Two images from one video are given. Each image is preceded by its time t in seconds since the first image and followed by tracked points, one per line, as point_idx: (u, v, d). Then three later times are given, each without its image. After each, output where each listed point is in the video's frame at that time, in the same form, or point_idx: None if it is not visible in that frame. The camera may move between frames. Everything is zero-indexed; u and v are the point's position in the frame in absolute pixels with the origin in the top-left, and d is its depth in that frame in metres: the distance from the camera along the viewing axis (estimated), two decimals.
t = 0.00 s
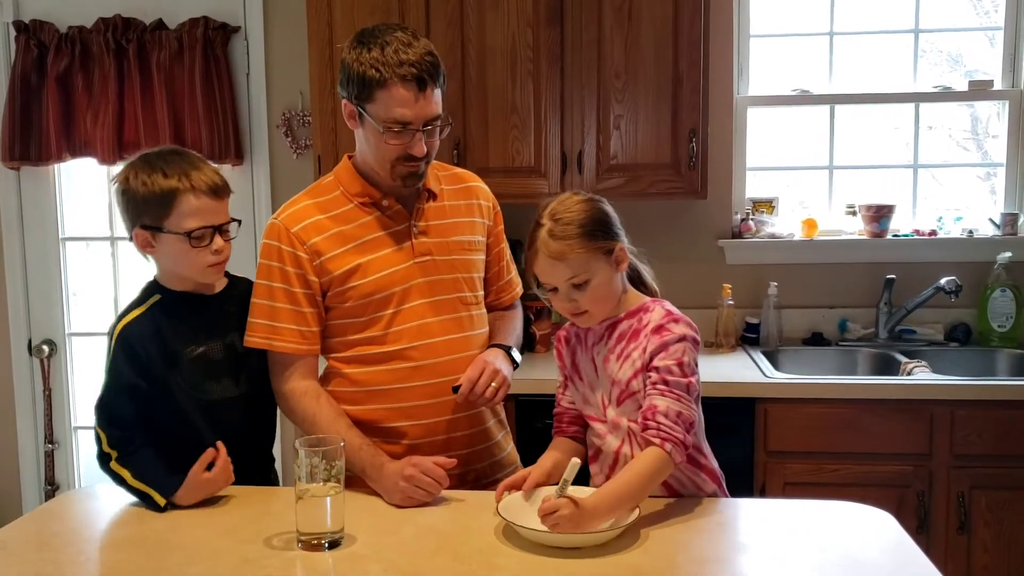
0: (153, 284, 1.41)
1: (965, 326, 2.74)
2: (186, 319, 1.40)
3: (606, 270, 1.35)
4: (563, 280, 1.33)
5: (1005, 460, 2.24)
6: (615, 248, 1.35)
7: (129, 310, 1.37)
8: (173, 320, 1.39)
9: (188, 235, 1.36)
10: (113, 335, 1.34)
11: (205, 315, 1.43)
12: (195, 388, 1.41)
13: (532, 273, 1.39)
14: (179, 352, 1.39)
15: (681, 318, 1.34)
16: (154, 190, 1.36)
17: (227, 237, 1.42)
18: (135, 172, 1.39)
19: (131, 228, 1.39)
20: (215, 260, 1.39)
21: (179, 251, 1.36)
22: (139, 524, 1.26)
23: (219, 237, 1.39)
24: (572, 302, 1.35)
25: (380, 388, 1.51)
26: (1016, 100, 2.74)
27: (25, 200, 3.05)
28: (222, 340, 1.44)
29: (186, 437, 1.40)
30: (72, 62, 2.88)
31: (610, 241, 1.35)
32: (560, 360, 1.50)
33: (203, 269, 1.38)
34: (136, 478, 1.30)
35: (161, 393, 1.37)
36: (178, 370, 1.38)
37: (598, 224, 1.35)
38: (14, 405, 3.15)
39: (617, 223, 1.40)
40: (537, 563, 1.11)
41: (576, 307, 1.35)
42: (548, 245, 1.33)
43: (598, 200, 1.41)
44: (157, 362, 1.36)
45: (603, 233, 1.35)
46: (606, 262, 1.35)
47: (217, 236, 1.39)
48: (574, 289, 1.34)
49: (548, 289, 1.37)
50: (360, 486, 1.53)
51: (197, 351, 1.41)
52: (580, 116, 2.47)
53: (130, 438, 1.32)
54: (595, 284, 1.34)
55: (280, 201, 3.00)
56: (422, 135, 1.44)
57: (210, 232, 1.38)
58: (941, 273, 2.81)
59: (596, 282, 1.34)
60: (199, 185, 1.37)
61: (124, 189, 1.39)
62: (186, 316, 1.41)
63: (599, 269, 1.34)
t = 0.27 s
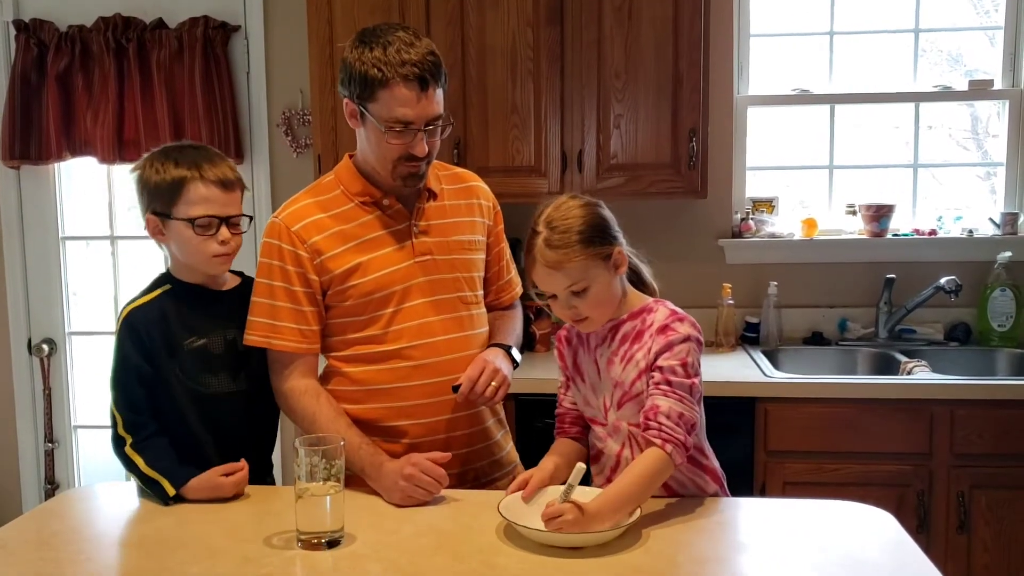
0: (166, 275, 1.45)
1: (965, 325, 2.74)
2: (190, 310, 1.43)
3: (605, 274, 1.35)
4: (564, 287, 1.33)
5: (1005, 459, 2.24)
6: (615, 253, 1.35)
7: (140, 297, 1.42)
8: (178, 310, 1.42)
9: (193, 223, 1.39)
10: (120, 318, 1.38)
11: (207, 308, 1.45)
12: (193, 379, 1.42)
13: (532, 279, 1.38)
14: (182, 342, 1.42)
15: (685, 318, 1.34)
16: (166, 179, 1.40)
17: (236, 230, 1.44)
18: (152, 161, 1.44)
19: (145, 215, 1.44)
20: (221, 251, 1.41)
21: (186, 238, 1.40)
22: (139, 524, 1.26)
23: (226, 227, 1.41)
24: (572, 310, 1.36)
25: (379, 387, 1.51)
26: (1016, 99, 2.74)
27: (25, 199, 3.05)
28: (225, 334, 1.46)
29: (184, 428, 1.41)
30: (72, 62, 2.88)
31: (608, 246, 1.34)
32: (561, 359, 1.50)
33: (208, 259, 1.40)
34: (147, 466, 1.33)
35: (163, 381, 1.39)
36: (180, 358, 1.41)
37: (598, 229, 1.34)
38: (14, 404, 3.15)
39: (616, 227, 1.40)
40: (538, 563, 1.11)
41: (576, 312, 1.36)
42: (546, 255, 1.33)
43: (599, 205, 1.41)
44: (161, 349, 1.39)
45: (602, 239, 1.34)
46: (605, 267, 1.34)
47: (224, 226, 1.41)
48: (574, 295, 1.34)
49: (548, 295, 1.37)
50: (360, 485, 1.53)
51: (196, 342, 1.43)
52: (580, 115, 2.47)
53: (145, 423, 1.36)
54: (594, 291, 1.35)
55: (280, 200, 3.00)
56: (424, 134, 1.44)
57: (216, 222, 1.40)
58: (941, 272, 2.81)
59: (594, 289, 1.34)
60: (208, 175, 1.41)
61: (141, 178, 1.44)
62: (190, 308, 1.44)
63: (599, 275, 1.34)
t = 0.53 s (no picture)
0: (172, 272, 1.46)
1: (968, 325, 2.74)
2: (197, 306, 1.43)
3: (609, 275, 1.35)
4: (568, 289, 1.33)
5: (1007, 460, 2.24)
6: (618, 254, 1.35)
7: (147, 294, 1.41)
8: (185, 305, 1.42)
9: (198, 220, 1.40)
10: (128, 313, 1.38)
11: (213, 304, 1.46)
12: (200, 376, 1.42)
13: (535, 281, 1.38)
14: (190, 338, 1.42)
15: (692, 316, 1.35)
16: (173, 176, 1.42)
17: (241, 229, 1.44)
18: (162, 160, 1.45)
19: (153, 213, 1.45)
20: (224, 249, 1.41)
21: (190, 235, 1.40)
22: (142, 524, 1.26)
23: (230, 226, 1.42)
24: (576, 311, 1.36)
25: (382, 387, 1.51)
26: (1018, 100, 2.74)
27: (28, 199, 3.06)
28: (232, 330, 1.46)
29: (188, 426, 1.41)
30: (75, 63, 2.88)
31: (611, 247, 1.34)
32: (563, 360, 1.49)
33: (210, 255, 1.41)
34: (150, 464, 1.32)
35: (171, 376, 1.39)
36: (188, 354, 1.41)
37: (602, 230, 1.34)
38: (17, 404, 3.16)
39: (619, 226, 1.40)
40: (540, 563, 1.11)
41: (580, 313, 1.36)
42: (550, 256, 1.33)
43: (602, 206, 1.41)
44: (168, 346, 1.39)
45: (605, 240, 1.34)
46: (609, 268, 1.34)
47: (228, 225, 1.42)
48: (578, 297, 1.34)
49: (553, 296, 1.37)
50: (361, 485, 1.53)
51: (205, 338, 1.43)
52: (581, 116, 2.47)
53: (149, 422, 1.35)
54: (598, 291, 1.34)
55: (282, 201, 3.00)
56: (428, 135, 1.44)
57: (220, 220, 1.41)
58: (943, 272, 2.81)
59: (599, 290, 1.34)
60: (215, 174, 1.42)
61: (151, 175, 1.46)
62: (197, 304, 1.44)
63: (603, 276, 1.34)
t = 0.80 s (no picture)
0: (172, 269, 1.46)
1: (967, 325, 2.74)
2: (201, 306, 1.43)
3: (608, 273, 1.35)
4: (567, 287, 1.33)
5: (1006, 459, 2.24)
6: (618, 252, 1.35)
7: (149, 294, 1.40)
8: (189, 305, 1.42)
9: (193, 213, 1.41)
10: (132, 312, 1.37)
11: (216, 305, 1.46)
12: (204, 377, 1.42)
13: (534, 280, 1.38)
14: (195, 338, 1.41)
15: (692, 315, 1.35)
16: (173, 171, 1.43)
17: (239, 227, 1.44)
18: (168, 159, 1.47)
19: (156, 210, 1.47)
20: (217, 243, 1.41)
21: (187, 228, 1.41)
22: (141, 523, 1.26)
23: (227, 221, 1.42)
24: (576, 310, 1.36)
25: (381, 386, 1.51)
26: (1017, 99, 2.74)
27: (27, 198, 3.05)
28: (235, 331, 1.47)
29: (189, 427, 1.40)
30: (74, 61, 2.88)
31: (610, 246, 1.34)
32: (562, 358, 1.49)
33: (203, 249, 1.41)
34: (150, 463, 1.31)
35: (175, 376, 1.38)
36: (193, 354, 1.41)
37: (601, 228, 1.34)
38: (16, 403, 3.16)
39: (619, 226, 1.40)
40: (539, 562, 1.11)
41: (580, 312, 1.36)
42: (549, 256, 1.33)
43: (602, 205, 1.40)
44: (171, 347, 1.38)
45: (604, 238, 1.34)
46: (608, 267, 1.34)
47: (224, 220, 1.42)
48: (577, 296, 1.34)
49: (552, 295, 1.37)
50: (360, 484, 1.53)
51: (209, 339, 1.43)
52: (581, 115, 2.47)
53: (150, 422, 1.34)
54: (598, 291, 1.34)
55: (282, 199, 3.00)
56: (418, 137, 1.44)
57: (216, 214, 1.41)
58: (942, 271, 2.81)
59: (598, 289, 1.34)
60: (215, 170, 1.43)
61: (155, 173, 1.48)
62: (201, 304, 1.43)
63: (602, 274, 1.34)
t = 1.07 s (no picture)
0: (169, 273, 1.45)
1: (967, 325, 2.73)
2: (196, 310, 1.43)
3: (609, 274, 1.34)
4: (567, 288, 1.33)
5: (1006, 459, 2.24)
6: (618, 253, 1.34)
7: (143, 297, 1.40)
8: (184, 309, 1.42)
9: (196, 221, 1.40)
10: (127, 316, 1.36)
11: (212, 309, 1.45)
12: (200, 381, 1.41)
13: (534, 280, 1.38)
14: (190, 342, 1.41)
15: (693, 315, 1.34)
16: (175, 177, 1.42)
17: (240, 234, 1.44)
18: (168, 163, 1.46)
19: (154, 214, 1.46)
20: (219, 251, 1.41)
21: (188, 235, 1.41)
22: (140, 524, 1.25)
23: (228, 229, 1.42)
24: (576, 310, 1.35)
25: (380, 387, 1.51)
26: (1018, 98, 2.74)
27: (26, 198, 3.05)
28: (230, 335, 1.46)
29: (186, 431, 1.40)
30: (73, 61, 2.88)
31: (611, 247, 1.34)
32: (562, 358, 1.49)
33: (205, 257, 1.40)
34: (147, 466, 1.31)
35: (171, 380, 1.38)
36: (188, 358, 1.40)
37: (601, 229, 1.34)
38: (15, 403, 3.15)
39: (620, 226, 1.39)
40: (539, 563, 1.11)
41: (580, 313, 1.35)
42: (549, 256, 1.32)
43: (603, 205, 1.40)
44: (167, 351, 1.38)
45: (605, 239, 1.34)
46: (609, 268, 1.34)
47: (226, 228, 1.42)
48: (577, 296, 1.34)
49: (553, 296, 1.36)
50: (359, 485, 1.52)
51: (205, 343, 1.42)
52: (580, 114, 2.46)
53: (145, 425, 1.34)
54: (600, 291, 1.34)
55: (281, 199, 3.00)
56: (433, 133, 1.44)
57: (219, 222, 1.41)
58: (942, 271, 2.81)
59: (599, 290, 1.34)
60: (218, 178, 1.42)
61: (154, 178, 1.46)
62: (196, 308, 1.43)
63: (602, 275, 1.34)
